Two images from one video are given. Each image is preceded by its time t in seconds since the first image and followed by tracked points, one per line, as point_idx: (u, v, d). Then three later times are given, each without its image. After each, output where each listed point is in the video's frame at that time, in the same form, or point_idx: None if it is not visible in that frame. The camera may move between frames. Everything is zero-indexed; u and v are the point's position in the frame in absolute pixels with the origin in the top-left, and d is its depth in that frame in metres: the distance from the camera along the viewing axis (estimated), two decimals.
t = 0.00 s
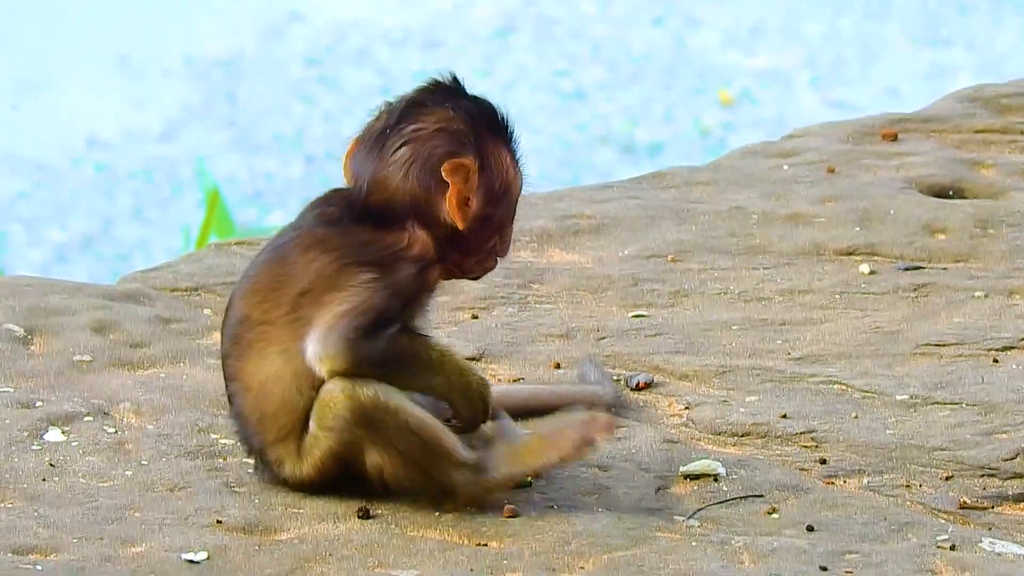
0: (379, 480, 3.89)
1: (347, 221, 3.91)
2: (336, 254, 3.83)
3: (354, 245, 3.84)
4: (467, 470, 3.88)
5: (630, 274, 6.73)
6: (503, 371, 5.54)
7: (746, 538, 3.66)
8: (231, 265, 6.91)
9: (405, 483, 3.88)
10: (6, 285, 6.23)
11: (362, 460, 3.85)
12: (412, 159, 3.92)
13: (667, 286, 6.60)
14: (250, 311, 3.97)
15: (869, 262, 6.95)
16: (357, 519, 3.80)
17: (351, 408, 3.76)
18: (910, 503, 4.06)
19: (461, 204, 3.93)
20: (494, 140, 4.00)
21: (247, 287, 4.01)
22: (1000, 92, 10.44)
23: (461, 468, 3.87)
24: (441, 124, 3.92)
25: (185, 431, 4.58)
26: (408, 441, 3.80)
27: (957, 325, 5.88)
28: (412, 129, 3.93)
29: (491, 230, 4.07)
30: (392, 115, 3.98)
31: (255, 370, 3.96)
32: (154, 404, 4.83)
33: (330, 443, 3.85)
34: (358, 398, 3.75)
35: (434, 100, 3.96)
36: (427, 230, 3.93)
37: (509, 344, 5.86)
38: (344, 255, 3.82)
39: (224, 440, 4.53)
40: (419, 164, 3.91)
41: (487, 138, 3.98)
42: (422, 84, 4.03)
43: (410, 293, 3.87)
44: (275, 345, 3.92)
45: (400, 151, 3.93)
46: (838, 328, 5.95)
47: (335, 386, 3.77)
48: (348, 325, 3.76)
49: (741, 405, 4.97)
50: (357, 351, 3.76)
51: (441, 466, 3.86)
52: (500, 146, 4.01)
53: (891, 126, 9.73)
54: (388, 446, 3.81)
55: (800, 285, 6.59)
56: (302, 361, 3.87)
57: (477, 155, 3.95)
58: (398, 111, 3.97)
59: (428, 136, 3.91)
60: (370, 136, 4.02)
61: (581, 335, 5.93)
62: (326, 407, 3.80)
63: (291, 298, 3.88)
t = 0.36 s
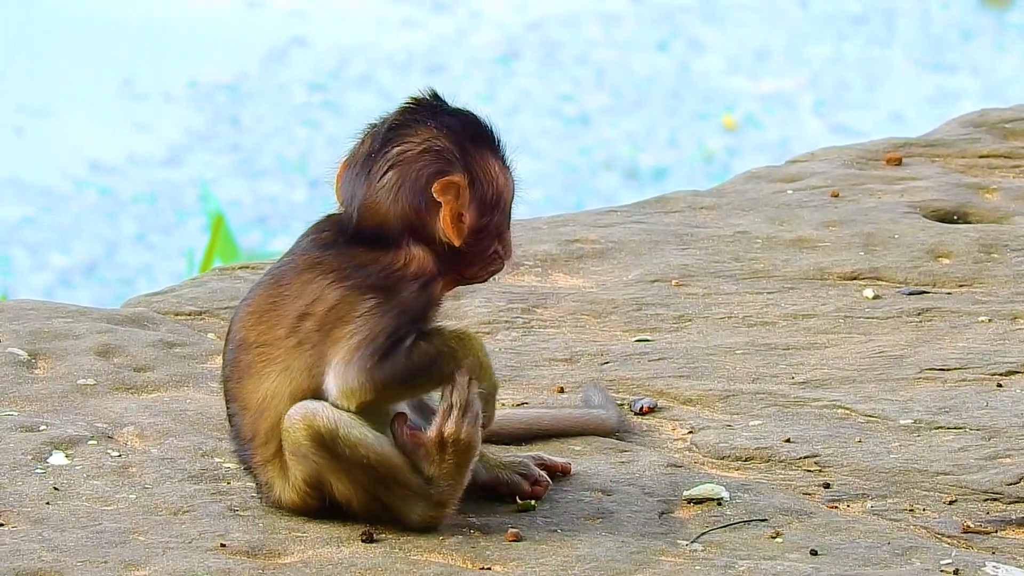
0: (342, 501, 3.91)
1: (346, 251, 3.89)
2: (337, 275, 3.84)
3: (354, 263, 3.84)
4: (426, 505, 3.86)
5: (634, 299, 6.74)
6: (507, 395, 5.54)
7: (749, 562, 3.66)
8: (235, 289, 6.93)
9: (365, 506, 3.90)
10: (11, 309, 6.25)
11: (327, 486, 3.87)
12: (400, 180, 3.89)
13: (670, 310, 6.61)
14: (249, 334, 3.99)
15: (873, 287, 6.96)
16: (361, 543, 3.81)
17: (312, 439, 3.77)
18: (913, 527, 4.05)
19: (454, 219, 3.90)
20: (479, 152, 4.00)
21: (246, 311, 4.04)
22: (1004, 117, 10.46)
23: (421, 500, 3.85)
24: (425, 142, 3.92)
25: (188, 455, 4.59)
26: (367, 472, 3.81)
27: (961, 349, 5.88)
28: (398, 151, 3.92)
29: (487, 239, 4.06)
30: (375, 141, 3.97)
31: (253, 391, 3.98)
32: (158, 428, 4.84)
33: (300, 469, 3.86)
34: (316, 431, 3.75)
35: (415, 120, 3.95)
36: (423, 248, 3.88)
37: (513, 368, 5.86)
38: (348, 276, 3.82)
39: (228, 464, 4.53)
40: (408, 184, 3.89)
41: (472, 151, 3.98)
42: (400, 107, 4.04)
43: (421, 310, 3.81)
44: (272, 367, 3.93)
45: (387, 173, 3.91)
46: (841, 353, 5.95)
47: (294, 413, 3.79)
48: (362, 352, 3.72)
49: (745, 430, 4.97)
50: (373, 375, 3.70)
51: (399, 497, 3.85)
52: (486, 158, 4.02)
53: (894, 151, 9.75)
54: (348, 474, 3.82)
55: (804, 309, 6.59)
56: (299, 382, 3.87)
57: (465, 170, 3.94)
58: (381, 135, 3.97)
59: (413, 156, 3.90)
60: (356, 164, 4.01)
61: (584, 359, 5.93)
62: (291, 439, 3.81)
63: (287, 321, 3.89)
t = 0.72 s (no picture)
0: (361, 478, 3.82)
1: (359, 249, 3.90)
2: (340, 273, 3.86)
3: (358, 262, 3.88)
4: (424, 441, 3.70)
5: (641, 304, 6.74)
6: (514, 401, 5.54)
7: (756, 567, 3.66)
8: (242, 293, 6.94)
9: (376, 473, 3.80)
10: (17, 313, 6.26)
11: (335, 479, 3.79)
12: (425, 190, 3.90)
13: (677, 315, 6.61)
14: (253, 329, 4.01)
15: (880, 293, 6.96)
16: (367, 547, 3.81)
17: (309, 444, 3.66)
18: (920, 533, 4.05)
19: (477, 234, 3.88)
20: (507, 169, 4.00)
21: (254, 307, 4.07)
22: (1011, 123, 10.45)
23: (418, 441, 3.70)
24: (453, 155, 3.92)
25: (196, 459, 4.59)
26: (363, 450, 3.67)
27: (968, 355, 5.88)
28: (425, 162, 3.93)
29: (512, 257, 4.04)
30: (405, 151, 3.99)
31: (252, 385, 3.98)
32: (165, 432, 4.84)
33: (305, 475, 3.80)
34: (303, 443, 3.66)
35: (444, 133, 3.96)
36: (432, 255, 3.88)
37: (520, 373, 5.87)
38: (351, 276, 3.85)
39: (235, 468, 4.53)
40: (433, 195, 3.88)
41: (500, 167, 3.98)
42: (432, 119, 4.05)
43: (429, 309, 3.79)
44: (269, 360, 3.92)
45: (413, 183, 3.92)
46: (848, 358, 5.95)
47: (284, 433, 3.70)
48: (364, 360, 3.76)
49: (751, 435, 4.97)
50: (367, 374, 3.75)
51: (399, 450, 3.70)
52: (513, 176, 4.01)
53: (902, 157, 9.75)
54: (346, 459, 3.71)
55: (811, 315, 6.59)
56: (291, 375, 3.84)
57: (492, 185, 3.93)
58: (411, 145, 3.98)
59: (439, 170, 3.91)
60: (383, 171, 4.03)
61: (592, 364, 5.93)
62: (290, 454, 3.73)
63: (285, 315, 3.90)
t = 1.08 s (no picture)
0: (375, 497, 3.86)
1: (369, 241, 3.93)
2: (358, 260, 3.88)
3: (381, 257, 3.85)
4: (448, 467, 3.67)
5: (654, 304, 6.74)
6: (526, 401, 5.54)
7: (768, 567, 3.65)
8: (255, 294, 6.95)
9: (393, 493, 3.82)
10: (31, 313, 6.28)
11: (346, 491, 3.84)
12: (435, 186, 3.93)
13: (690, 315, 6.60)
14: (276, 317, 4.06)
15: (893, 293, 6.95)
16: (380, 548, 3.81)
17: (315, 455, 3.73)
18: (932, 533, 4.04)
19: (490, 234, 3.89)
20: (521, 169, 4.02)
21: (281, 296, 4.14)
22: None
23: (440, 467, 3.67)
24: (464, 153, 3.95)
25: (209, 460, 4.60)
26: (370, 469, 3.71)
27: (981, 355, 5.86)
28: (436, 159, 3.97)
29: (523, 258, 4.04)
30: (419, 149, 4.03)
31: (268, 374, 4.02)
32: (177, 433, 4.85)
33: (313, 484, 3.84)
34: (308, 453, 3.73)
35: (458, 132, 4.00)
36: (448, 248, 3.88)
37: (532, 373, 5.87)
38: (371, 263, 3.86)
39: (248, 468, 4.54)
40: (443, 193, 3.92)
41: (512, 167, 3.99)
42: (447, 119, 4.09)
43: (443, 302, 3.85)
44: (287, 348, 3.97)
45: (424, 180, 3.95)
46: (861, 358, 5.94)
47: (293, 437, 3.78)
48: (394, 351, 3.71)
49: (764, 435, 4.96)
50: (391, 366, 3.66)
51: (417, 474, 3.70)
52: (526, 176, 4.03)
53: (914, 157, 9.73)
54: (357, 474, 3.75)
55: (824, 315, 6.58)
56: (307, 361, 3.89)
57: (502, 185, 3.95)
58: (424, 143, 4.02)
59: (451, 167, 3.94)
60: (397, 168, 4.07)
61: (604, 364, 5.93)
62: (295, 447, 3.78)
63: (305, 303, 3.95)
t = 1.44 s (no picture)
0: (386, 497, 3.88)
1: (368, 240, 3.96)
2: (361, 259, 3.88)
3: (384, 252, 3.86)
4: (472, 464, 3.79)
5: (661, 302, 6.73)
6: (533, 399, 5.53)
7: (774, 565, 3.65)
8: (262, 291, 6.95)
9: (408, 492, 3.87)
10: (37, 308, 6.28)
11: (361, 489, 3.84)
12: (425, 174, 3.95)
13: (697, 314, 6.60)
14: (284, 313, 4.06)
15: (899, 292, 6.94)
16: (387, 545, 3.81)
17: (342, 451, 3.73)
18: (938, 532, 4.04)
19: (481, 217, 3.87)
20: (512, 153, 4.02)
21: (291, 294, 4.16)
22: None
23: (464, 463, 3.78)
24: (451, 140, 3.96)
25: (215, 456, 4.60)
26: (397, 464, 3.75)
27: (987, 354, 5.85)
28: (425, 149, 3.98)
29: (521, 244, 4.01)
30: (408, 141, 4.06)
31: (276, 372, 4.02)
32: (184, 429, 4.86)
33: (329, 480, 3.83)
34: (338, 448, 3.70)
35: (447, 120, 4.01)
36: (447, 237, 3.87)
37: (539, 371, 5.87)
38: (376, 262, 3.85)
39: (254, 465, 4.54)
40: (432, 182, 3.93)
41: (502, 151, 4.00)
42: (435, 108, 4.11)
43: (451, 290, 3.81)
44: (297, 346, 3.96)
45: (414, 168, 3.97)
46: (868, 357, 5.93)
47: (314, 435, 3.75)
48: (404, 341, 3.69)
49: (771, 434, 4.96)
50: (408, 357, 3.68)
51: (441, 472, 3.78)
52: (519, 159, 4.02)
53: (921, 156, 9.72)
54: (381, 470, 3.78)
55: (831, 314, 6.57)
56: (317, 359, 3.89)
57: (493, 169, 3.95)
58: (413, 134, 4.05)
59: (440, 156, 3.96)
60: (389, 161, 4.10)
61: (611, 362, 5.93)
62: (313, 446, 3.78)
63: (314, 302, 3.95)
